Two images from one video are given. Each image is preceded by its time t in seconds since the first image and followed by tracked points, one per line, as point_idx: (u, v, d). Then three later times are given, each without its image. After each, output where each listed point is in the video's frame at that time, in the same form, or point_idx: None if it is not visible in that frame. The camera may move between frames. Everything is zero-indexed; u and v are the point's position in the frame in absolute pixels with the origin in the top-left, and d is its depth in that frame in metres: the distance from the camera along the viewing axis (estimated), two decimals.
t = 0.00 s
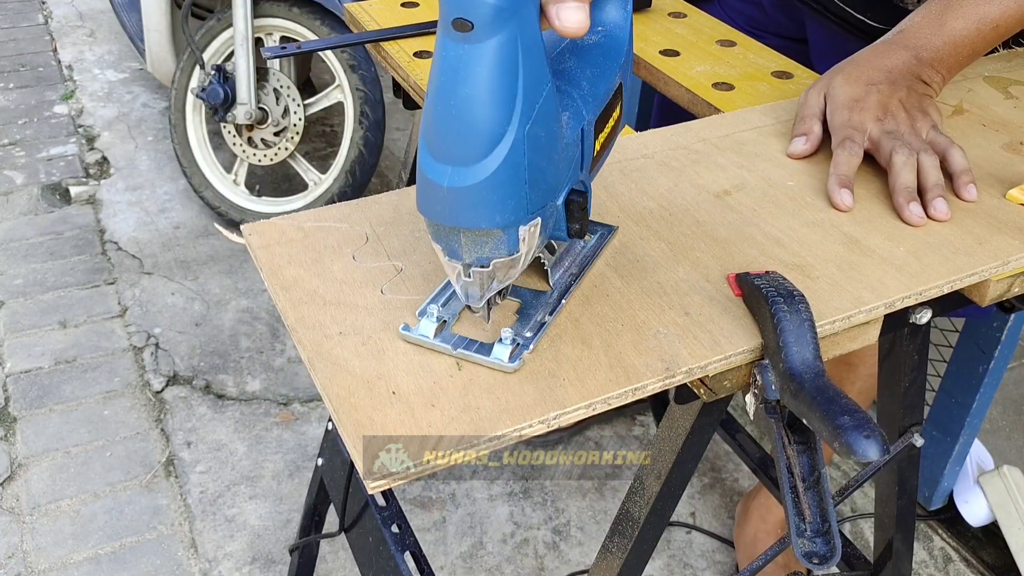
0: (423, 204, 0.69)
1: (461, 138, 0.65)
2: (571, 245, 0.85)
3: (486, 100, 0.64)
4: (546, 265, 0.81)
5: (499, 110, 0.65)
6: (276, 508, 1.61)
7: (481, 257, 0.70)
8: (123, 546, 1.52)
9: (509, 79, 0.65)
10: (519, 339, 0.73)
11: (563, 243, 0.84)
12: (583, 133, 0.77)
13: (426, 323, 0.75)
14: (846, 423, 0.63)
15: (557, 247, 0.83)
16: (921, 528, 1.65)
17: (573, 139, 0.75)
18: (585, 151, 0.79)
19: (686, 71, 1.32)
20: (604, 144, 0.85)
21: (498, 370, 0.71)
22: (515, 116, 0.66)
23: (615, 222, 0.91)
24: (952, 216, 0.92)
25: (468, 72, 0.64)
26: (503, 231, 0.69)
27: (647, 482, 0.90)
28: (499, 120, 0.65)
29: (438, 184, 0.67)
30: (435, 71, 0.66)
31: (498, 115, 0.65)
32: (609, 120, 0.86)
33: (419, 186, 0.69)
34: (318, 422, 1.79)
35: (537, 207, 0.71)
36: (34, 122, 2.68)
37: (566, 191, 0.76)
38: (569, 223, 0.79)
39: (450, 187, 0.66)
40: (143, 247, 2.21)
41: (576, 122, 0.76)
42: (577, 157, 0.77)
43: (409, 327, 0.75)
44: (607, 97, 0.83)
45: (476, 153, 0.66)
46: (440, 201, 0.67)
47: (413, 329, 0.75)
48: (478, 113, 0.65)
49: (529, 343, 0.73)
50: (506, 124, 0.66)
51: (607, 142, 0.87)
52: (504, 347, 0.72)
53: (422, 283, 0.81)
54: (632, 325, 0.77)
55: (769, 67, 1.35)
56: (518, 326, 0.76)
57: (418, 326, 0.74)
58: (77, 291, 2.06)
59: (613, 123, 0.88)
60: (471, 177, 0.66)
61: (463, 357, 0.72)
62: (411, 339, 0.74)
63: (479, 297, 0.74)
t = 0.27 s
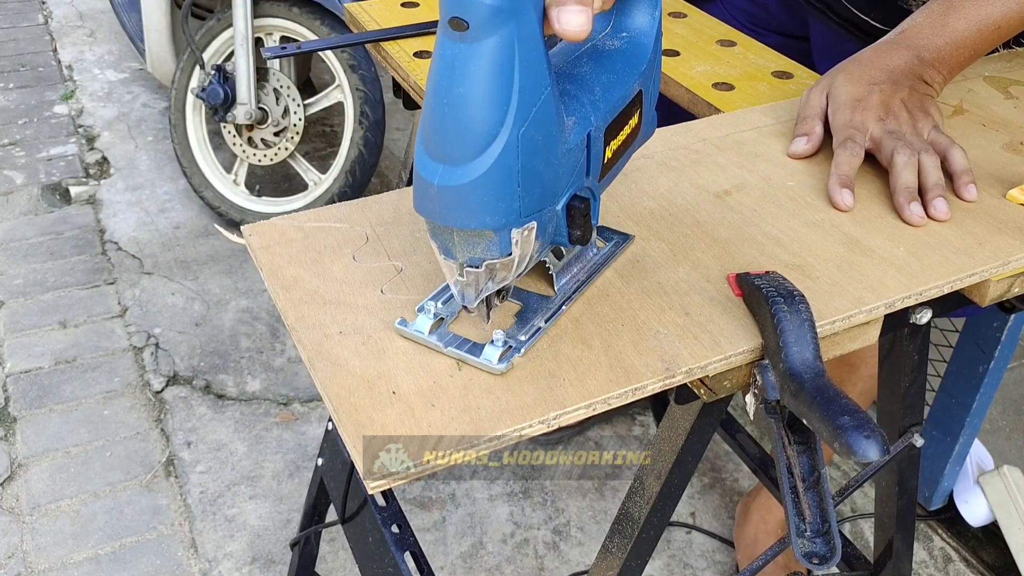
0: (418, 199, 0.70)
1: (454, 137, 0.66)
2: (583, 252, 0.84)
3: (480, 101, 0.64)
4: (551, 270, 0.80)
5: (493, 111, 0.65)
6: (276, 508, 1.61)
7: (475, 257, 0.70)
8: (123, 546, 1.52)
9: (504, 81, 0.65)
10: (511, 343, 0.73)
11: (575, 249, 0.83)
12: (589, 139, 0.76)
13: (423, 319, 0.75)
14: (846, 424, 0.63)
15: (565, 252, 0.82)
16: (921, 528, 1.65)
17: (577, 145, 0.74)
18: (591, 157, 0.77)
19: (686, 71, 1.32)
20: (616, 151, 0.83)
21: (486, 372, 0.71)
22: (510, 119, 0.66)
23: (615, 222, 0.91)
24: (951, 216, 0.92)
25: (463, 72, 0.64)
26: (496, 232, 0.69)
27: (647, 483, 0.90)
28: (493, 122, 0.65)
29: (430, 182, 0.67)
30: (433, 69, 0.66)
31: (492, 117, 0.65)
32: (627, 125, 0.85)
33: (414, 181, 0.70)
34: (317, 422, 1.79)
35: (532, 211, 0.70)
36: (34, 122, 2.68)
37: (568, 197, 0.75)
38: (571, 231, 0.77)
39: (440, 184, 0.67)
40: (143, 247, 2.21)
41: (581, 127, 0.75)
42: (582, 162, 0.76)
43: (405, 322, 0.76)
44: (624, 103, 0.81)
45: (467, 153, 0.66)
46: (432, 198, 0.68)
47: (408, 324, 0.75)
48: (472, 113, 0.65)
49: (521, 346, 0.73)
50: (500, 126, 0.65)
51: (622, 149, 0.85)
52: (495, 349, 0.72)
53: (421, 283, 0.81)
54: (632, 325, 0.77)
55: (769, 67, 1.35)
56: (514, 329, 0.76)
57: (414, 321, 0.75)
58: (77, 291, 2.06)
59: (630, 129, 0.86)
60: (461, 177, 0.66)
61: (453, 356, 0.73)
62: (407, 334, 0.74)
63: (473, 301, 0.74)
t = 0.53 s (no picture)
0: (414, 199, 0.70)
1: (450, 138, 0.66)
2: (590, 259, 0.83)
3: (477, 102, 0.64)
4: (555, 275, 0.80)
5: (491, 113, 0.65)
6: (276, 508, 1.61)
7: (471, 258, 0.70)
8: (123, 546, 1.52)
9: (502, 83, 0.65)
10: (506, 347, 0.73)
11: (582, 255, 0.82)
12: (593, 143, 0.76)
13: (422, 319, 0.75)
14: (846, 424, 0.63)
15: (571, 258, 0.80)
16: (921, 528, 1.65)
17: (579, 150, 0.74)
18: (596, 161, 0.77)
19: (686, 71, 1.32)
20: (624, 157, 0.83)
21: (480, 374, 0.71)
22: (507, 121, 0.65)
23: (615, 222, 0.91)
24: (951, 216, 0.92)
25: (461, 73, 0.64)
26: (492, 234, 0.69)
27: (647, 483, 0.90)
28: (490, 124, 0.65)
29: (426, 182, 0.67)
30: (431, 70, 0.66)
31: (489, 118, 0.65)
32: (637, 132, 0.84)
33: (410, 181, 0.70)
34: (317, 422, 1.79)
35: (529, 213, 0.70)
36: (34, 122, 2.68)
37: (569, 201, 0.75)
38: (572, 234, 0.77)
39: (435, 185, 0.67)
40: (143, 247, 2.20)
41: (584, 131, 0.75)
42: (585, 166, 0.76)
43: (404, 321, 0.76)
44: (631, 109, 0.81)
45: (464, 154, 0.66)
46: (428, 198, 0.68)
47: (406, 323, 0.75)
48: (468, 114, 0.65)
49: (517, 350, 0.73)
50: (497, 127, 0.65)
51: (630, 155, 0.85)
52: (490, 352, 0.72)
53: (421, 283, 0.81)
54: (632, 325, 0.77)
55: (769, 68, 1.35)
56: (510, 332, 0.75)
57: (413, 321, 0.75)
58: (77, 291, 2.06)
59: (640, 135, 0.86)
60: (456, 178, 0.66)
61: (449, 357, 0.72)
62: (405, 333, 0.74)
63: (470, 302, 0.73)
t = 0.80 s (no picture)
0: (414, 199, 0.70)
1: (449, 137, 0.66)
2: (590, 259, 0.83)
3: (477, 102, 0.64)
4: (555, 276, 0.80)
5: (490, 112, 0.65)
6: (277, 507, 1.61)
7: (471, 258, 0.70)
8: (123, 546, 1.52)
9: (502, 82, 0.65)
10: (506, 346, 0.73)
11: (582, 256, 0.82)
12: (593, 143, 0.76)
13: (421, 319, 0.75)
14: (845, 424, 0.63)
15: (572, 258, 0.80)
16: (921, 528, 1.65)
17: (579, 149, 0.74)
18: (596, 161, 0.77)
19: (685, 72, 1.32)
20: (624, 157, 0.83)
21: (479, 373, 0.71)
22: (507, 120, 0.65)
23: (615, 222, 0.92)
24: (951, 216, 0.92)
25: (462, 73, 0.64)
26: (491, 234, 0.69)
27: (646, 483, 0.90)
28: (490, 123, 0.65)
29: (425, 181, 0.67)
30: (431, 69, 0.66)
31: (489, 118, 0.65)
32: (638, 132, 0.84)
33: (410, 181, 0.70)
34: (317, 421, 1.79)
35: (528, 213, 0.70)
36: (34, 122, 2.68)
37: (568, 202, 0.75)
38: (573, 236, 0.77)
39: (435, 184, 0.67)
40: (143, 247, 2.21)
41: (585, 131, 0.75)
42: (585, 166, 0.76)
43: (403, 321, 0.75)
44: (632, 110, 0.81)
45: (463, 153, 0.66)
46: (427, 198, 0.68)
47: (406, 323, 0.75)
48: (468, 114, 0.65)
49: (516, 350, 0.73)
50: (497, 127, 0.65)
51: (631, 155, 0.85)
52: (489, 352, 0.72)
53: (420, 283, 0.81)
54: (632, 325, 0.77)
55: (769, 68, 1.35)
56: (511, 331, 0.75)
57: (412, 320, 0.75)
58: (77, 291, 2.06)
59: (640, 136, 0.86)
60: (456, 177, 0.66)
61: (448, 357, 0.72)
62: (404, 332, 0.74)
63: (472, 300, 0.73)
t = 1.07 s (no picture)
0: (416, 198, 0.70)
1: (451, 136, 0.66)
2: (590, 259, 0.83)
3: (478, 100, 0.64)
4: (555, 275, 0.80)
5: (492, 111, 0.65)
6: (276, 507, 1.61)
7: (471, 257, 0.70)
8: (123, 546, 1.52)
9: (503, 81, 0.65)
10: (506, 346, 0.73)
11: (582, 255, 0.82)
12: (594, 142, 0.76)
13: (422, 319, 0.75)
14: (845, 424, 0.63)
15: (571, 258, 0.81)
16: (921, 528, 1.65)
17: (580, 149, 0.74)
18: (597, 160, 0.77)
19: (686, 71, 1.32)
20: (625, 156, 0.83)
21: (479, 373, 0.71)
22: (509, 120, 0.65)
23: (615, 221, 0.92)
24: (951, 216, 0.92)
25: (464, 72, 0.64)
26: (492, 234, 0.69)
27: (647, 482, 0.90)
28: (491, 122, 0.65)
29: (426, 180, 0.67)
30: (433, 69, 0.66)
31: (490, 116, 0.65)
32: (638, 131, 0.84)
33: (413, 181, 0.70)
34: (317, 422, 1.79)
35: (529, 213, 0.70)
36: (34, 122, 2.68)
37: (569, 201, 0.75)
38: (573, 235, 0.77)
39: (436, 183, 0.67)
40: (143, 247, 2.21)
41: (586, 130, 0.75)
42: (586, 165, 0.76)
43: (403, 321, 0.75)
44: (632, 109, 0.81)
45: (465, 152, 0.66)
46: (428, 197, 0.68)
47: (406, 323, 0.75)
48: (469, 113, 0.65)
49: (517, 349, 0.73)
50: (498, 126, 0.65)
51: (631, 155, 0.85)
52: (490, 351, 0.72)
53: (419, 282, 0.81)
54: (632, 324, 0.77)
55: (769, 68, 1.35)
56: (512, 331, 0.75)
57: (413, 320, 0.75)
58: (77, 291, 2.06)
59: (641, 135, 0.86)
60: (457, 176, 0.66)
61: (447, 356, 0.72)
62: (404, 331, 0.74)
63: (472, 300, 0.73)
